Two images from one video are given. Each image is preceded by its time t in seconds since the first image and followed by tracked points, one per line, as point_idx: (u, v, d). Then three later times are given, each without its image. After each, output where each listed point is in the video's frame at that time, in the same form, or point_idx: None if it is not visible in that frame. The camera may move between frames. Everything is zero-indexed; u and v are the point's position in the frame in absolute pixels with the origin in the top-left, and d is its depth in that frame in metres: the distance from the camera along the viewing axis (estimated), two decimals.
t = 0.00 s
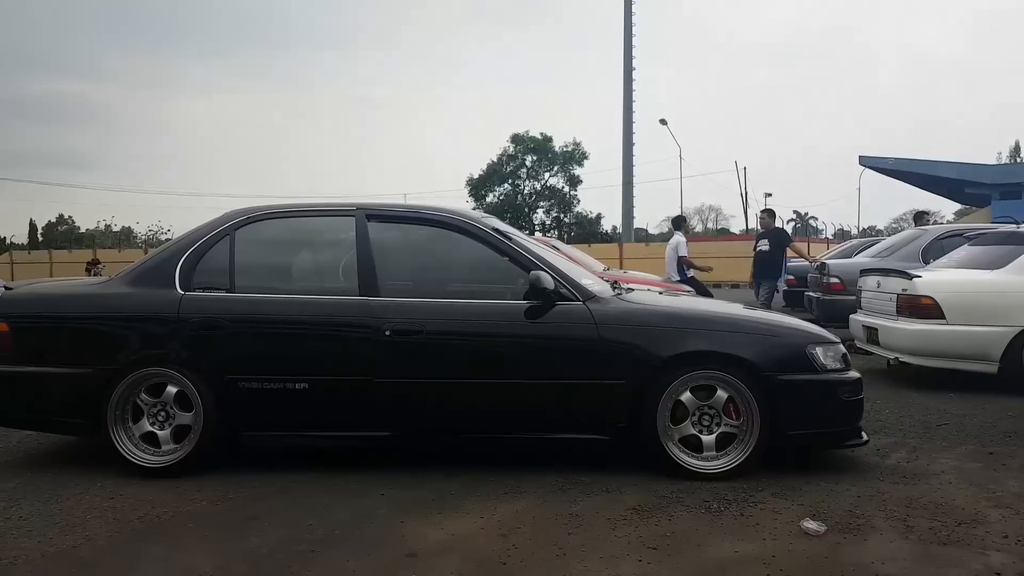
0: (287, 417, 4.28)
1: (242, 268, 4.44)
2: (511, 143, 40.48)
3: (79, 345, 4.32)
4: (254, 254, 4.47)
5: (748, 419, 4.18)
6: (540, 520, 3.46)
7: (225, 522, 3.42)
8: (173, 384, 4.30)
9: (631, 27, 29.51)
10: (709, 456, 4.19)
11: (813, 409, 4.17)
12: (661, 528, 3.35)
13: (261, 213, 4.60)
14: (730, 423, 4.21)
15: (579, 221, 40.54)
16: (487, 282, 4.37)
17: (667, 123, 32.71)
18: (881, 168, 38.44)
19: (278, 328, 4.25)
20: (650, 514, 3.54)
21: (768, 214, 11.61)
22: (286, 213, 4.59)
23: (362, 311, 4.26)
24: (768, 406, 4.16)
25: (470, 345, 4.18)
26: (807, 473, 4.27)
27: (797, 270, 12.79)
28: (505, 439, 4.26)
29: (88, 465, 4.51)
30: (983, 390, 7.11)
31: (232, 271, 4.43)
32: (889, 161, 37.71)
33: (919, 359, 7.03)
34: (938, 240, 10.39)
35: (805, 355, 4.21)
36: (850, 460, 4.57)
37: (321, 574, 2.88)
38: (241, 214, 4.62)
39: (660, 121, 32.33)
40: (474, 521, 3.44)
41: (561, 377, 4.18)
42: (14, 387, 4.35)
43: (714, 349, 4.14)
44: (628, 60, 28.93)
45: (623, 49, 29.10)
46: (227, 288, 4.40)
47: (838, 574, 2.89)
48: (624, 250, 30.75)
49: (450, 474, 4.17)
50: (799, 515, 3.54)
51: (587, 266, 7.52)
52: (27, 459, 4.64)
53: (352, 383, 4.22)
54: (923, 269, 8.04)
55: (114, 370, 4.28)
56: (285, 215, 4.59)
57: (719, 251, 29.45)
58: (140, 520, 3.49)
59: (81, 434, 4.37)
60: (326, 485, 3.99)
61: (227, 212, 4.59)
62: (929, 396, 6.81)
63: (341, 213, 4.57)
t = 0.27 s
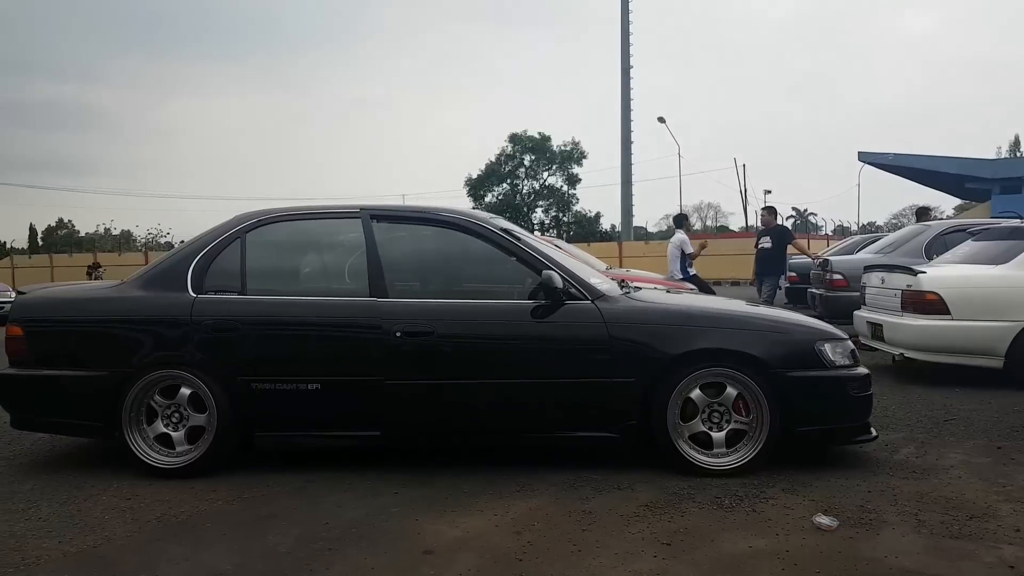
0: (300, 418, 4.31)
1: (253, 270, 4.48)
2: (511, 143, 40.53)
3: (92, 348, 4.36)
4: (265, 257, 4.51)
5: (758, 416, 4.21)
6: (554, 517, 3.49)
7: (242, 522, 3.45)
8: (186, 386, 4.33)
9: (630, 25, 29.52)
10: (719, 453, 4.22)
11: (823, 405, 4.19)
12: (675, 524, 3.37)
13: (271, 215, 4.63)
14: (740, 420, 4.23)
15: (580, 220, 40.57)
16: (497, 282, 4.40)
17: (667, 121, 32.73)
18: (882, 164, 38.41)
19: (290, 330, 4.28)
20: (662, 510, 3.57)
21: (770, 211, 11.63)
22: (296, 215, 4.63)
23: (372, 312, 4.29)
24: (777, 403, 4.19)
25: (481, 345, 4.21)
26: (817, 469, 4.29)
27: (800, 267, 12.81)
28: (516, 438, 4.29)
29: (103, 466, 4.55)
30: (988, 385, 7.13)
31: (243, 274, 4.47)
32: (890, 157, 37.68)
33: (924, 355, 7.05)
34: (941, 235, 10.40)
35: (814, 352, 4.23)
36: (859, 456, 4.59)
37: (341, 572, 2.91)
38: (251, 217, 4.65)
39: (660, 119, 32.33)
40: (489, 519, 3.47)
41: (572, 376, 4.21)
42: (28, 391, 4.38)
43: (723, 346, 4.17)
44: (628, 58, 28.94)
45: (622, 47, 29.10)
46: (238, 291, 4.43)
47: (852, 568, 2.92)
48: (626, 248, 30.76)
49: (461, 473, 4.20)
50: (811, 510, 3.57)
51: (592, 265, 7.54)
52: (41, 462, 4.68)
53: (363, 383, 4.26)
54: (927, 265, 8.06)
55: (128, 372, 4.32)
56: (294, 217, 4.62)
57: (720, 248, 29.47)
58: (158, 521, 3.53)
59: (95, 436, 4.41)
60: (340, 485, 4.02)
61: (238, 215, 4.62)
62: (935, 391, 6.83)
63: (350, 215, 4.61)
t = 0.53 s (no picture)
0: (315, 416, 4.34)
1: (268, 268, 4.51)
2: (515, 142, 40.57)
3: (109, 345, 4.39)
4: (279, 255, 4.54)
5: (771, 413, 4.22)
6: (570, 514, 3.51)
7: (261, 518, 3.47)
8: (202, 383, 4.37)
9: (635, 24, 29.45)
10: (733, 451, 4.23)
11: (837, 403, 4.20)
12: (690, 521, 3.39)
13: (286, 214, 4.66)
14: (753, 418, 4.24)
15: (584, 219, 40.54)
16: (510, 279, 4.42)
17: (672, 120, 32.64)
18: (888, 163, 38.28)
19: (305, 327, 4.31)
20: (677, 508, 3.58)
21: (777, 210, 11.62)
22: (310, 214, 4.65)
23: (386, 310, 4.32)
24: (790, 401, 4.20)
25: (494, 343, 4.23)
26: (830, 467, 4.30)
27: (807, 266, 12.80)
28: (529, 435, 4.31)
29: (118, 463, 4.58)
30: (998, 384, 7.12)
31: (258, 272, 4.49)
32: (896, 156, 37.55)
33: (934, 354, 7.04)
34: (949, 234, 10.37)
35: (828, 350, 4.24)
36: (870, 453, 4.60)
37: (360, 567, 2.94)
38: (266, 215, 4.68)
39: (665, 118, 32.25)
40: (505, 516, 3.49)
41: (585, 374, 4.23)
42: (44, 388, 4.41)
43: (737, 344, 4.18)
44: (633, 57, 28.90)
45: (627, 46, 29.07)
46: (254, 289, 4.46)
47: (869, 564, 2.93)
48: (631, 248, 30.74)
49: (475, 470, 4.23)
50: (826, 507, 3.58)
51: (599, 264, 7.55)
52: (56, 459, 4.71)
53: (378, 380, 4.28)
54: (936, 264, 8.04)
55: (144, 370, 4.34)
56: (308, 215, 4.65)
57: (725, 248, 29.43)
58: (177, 516, 3.55)
59: (111, 433, 4.44)
60: (354, 481, 4.05)
61: (253, 213, 4.65)
62: (945, 390, 6.82)
63: (363, 214, 4.63)
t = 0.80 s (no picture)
0: (319, 413, 4.35)
1: (275, 265, 4.51)
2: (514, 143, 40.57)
3: (114, 340, 4.39)
4: (286, 251, 4.54)
5: (774, 419, 4.25)
6: (574, 516, 3.52)
7: (266, 515, 3.47)
8: (206, 379, 4.37)
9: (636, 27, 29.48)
10: (736, 455, 4.26)
11: (839, 410, 4.23)
12: (694, 525, 3.41)
13: (293, 211, 4.67)
14: (756, 423, 4.27)
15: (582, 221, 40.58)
16: (517, 280, 4.43)
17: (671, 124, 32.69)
18: (885, 172, 38.43)
19: (311, 325, 4.32)
20: (681, 511, 3.60)
21: (776, 216, 11.66)
22: (317, 211, 4.66)
23: (392, 309, 4.33)
24: (794, 407, 4.23)
25: (499, 344, 4.25)
26: (831, 473, 4.33)
27: (804, 273, 12.85)
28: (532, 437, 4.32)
29: (120, 458, 4.57)
30: (994, 393, 7.17)
31: (266, 268, 4.50)
32: (893, 164, 37.72)
33: (932, 363, 7.08)
34: (947, 244, 10.43)
35: (831, 356, 4.27)
36: (870, 460, 4.63)
37: (366, 566, 2.95)
38: (274, 211, 4.69)
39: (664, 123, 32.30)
40: (509, 517, 3.50)
41: (590, 377, 4.25)
42: (48, 381, 4.40)
43: (741, 349, 4.20)
44: (634, 61, 28.96)
45: (628, 49, 29.13)
46: (261, 285, 4.46)
47: (872, 570, 2.96)
48: (628, 251, 30.80)
49: (479, 470, 4.24)
50: (828, 513, 3.60)
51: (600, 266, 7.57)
52: (57, 453, 4.69)
53: (383, 379, 4.29)
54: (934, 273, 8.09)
55: (149, 364, 4.34)
56: (316, 213, 4.65)
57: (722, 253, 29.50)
58: (181, 511, 3.55)
59: (113, 428, 4.43)
60: (358, 480, 4.06)
61: (261, 210, 4.66)
62: (942, 399, 6.87)
63: (370, 213, 4.64)
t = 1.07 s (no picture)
0: (327, 419, 4.35)
1: (280, 272, 4.51)
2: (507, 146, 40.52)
3: (119, 350, 4.38)
4: (291, 258, 4.55)
5: (780, 417, 4.28)
6: (585, 517, 3.54)
7: (278, 523, 3.48)
8: (213, 388, 4.36)
9: (626, 29, 29.57)
10: (743, 454, 4.29)
11: (844, 407, 4.26)
12: (706, 524, 3.43)
13: (298, 218, 4.68)
14: (762, 422, 4.30)
15: (575, 223, 40.63)
16: (522, 283, 4.45)
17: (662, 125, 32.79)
18: (875, 169, 38.66)
19: (317, 332, 4.32)
20: (692, 511, 3.62)
21: (771, 215, 11.72)
22: (321, 218, 4.67)
23: (398, 314, 4.34)
24: (799, 405, 4.26)
25: (506, 347, 4.26)
26: (837, 469, 4.36)
27: (799, 271, 12.91)
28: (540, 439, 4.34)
29: (127, 468, 4.56)
30: (992, 387, 7.23)
31: (271, 275, 4.50)
32: (883, 161, 37.96)
33: (930, 358, 7.13)
34: (941, 240, 10.51)
35: (835, 354, 4.30)
36: (874, 456, 4.67)
37: (382, 571, 2.96)
38: (278, 219, 4.69)
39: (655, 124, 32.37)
40: (522, 519, 3.52)
41: (597, 379, 4.27)
42: (54, 393, 4.39)
43: (746, 349, 4.23)
44: (624, 62, 29.05)
45: (619, 51, 29.23)
46: (266, 292, 4.47)
47: (884, 565, 2.99)
48: (623, 251, 30.87)
49: (487, 474, 4.25)
50: (837, 509, 3.63)
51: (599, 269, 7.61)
52: (62, 464, 4.67)
53: (390, 384, 4.30)
54: (930, 270, 8.15)
55: (155, 374, 4.34)
56: (320, 220, 4.66)
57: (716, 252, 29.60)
58: (193, 520, 3.54)
59: (120, 438, 4.42)
60: (368, 485, 4.07)
61: (265, 217, 4.67)
62: (941, 394, 6.92)
63: (374, 218, 4.66)
